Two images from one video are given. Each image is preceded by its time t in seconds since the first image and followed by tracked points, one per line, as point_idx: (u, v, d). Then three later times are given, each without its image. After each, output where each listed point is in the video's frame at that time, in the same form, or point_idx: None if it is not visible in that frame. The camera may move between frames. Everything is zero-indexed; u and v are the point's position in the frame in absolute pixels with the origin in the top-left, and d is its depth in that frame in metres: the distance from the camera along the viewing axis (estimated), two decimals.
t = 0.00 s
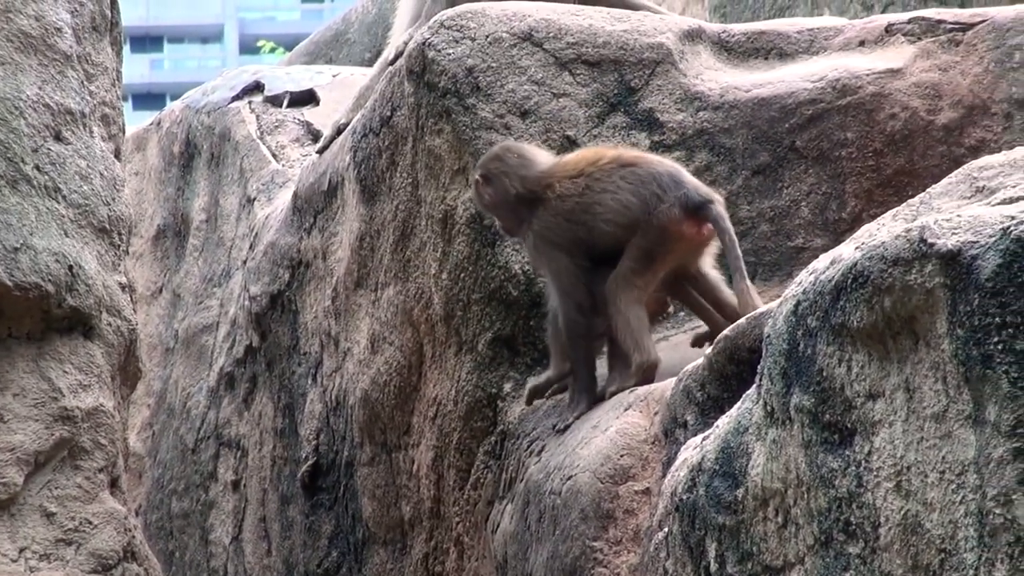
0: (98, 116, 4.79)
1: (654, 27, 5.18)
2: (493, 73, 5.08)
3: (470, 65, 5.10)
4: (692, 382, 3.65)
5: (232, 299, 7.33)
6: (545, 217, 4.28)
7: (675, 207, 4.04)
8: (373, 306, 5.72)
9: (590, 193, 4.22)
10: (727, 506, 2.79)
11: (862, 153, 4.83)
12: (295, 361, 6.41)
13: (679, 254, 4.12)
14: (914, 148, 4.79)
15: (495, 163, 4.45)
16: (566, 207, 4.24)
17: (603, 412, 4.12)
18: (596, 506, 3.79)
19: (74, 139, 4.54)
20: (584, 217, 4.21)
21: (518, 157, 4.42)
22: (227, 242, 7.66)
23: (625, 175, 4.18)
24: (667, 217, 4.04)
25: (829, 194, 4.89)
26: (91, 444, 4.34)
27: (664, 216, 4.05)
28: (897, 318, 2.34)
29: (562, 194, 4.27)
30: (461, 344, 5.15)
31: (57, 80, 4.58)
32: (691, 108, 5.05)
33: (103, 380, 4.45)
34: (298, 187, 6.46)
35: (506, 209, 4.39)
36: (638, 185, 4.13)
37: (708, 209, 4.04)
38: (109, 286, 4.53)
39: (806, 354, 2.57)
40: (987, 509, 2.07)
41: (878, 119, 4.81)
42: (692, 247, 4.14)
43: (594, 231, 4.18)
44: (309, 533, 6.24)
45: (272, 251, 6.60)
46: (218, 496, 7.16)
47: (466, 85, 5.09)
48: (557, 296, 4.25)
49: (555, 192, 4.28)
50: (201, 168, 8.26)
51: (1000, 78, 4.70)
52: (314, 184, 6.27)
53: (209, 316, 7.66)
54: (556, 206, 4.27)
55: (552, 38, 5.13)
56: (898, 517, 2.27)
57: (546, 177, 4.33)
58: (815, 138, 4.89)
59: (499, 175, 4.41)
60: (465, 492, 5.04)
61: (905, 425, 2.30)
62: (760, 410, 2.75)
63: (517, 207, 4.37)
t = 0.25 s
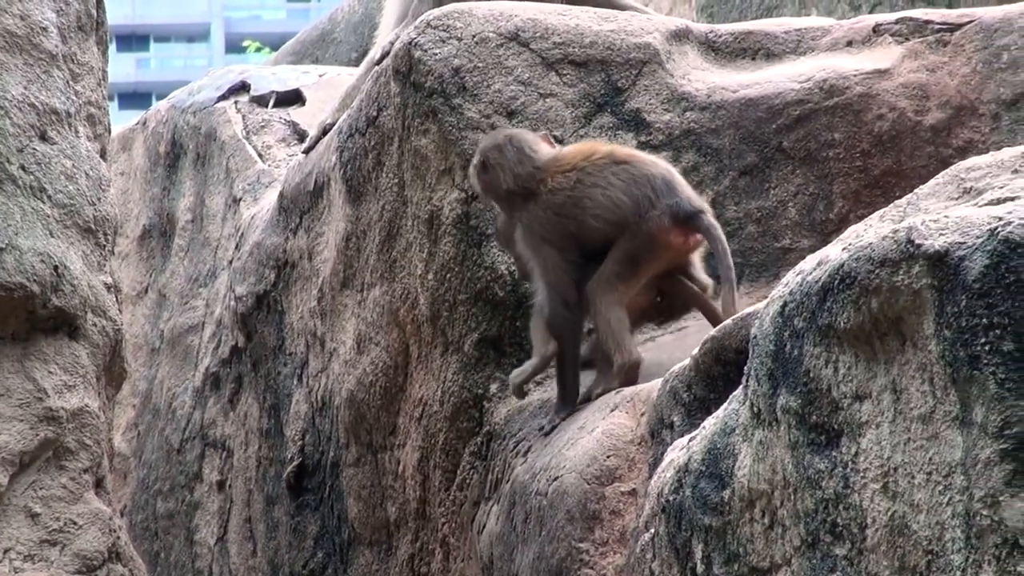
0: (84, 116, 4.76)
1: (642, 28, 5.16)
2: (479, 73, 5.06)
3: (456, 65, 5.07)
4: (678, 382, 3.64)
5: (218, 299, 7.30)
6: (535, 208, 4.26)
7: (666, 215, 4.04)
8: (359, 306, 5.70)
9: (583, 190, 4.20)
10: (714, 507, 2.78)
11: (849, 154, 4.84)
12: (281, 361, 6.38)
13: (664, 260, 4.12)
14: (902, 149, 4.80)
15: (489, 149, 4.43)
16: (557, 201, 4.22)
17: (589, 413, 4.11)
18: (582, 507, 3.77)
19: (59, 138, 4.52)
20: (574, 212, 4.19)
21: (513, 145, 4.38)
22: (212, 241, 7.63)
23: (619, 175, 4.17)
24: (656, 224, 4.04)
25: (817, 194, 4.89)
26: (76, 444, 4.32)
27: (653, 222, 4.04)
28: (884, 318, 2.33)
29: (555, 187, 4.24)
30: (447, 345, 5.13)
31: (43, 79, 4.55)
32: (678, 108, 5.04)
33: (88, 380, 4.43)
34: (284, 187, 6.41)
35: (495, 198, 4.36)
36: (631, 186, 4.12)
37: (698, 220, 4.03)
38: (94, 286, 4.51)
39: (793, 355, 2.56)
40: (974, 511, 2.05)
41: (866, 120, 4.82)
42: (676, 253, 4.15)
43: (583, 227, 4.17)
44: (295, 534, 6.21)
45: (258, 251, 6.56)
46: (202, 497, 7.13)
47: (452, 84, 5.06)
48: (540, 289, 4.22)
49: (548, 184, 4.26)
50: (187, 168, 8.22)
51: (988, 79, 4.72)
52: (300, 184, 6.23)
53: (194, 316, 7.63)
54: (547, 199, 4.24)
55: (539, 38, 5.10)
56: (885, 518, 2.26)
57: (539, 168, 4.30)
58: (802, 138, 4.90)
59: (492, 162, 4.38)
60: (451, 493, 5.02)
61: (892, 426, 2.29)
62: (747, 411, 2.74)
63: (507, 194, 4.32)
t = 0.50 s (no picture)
0: (54, 115, 4.55)
1: (634, 25, 5.00)
2: (466, 72, 4.88)
3: (442, 64, 4.88)
4: (673, 393, 3.46)
5: (194, 307, 7.08)
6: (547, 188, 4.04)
7: (656, 237, 3.84)
8: (340, 315, 5.49)
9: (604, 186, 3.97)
10: (709, 523, 2.70)
11: (850, 156, 4.67)
12: (260, 371, 6.17)
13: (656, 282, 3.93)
14: (904, 151, 4.65)
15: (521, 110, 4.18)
16: (572, 189, 3.99)
17: (580, 425, 3.92)
18: (573, 523, 3.58)
19: (29, 140, 4.36)
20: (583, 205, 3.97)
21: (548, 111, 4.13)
22: (189, 247, 7.42)
23: (629, 185, 3.95)
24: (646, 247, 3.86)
25: (816, 199, 4.71)
26: (47, 457, 4.17)
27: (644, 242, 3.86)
28: (887, 328, 2.29)
29: (570, 174, 4.01)
30: (432, 354, 4.94)
31: (13, 80, 4.42)
32: (671, 109, 4.85)
33: (59, 390, 4.26)
34: (262, 190, 6.17)
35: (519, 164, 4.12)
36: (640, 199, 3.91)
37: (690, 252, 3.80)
38: (65, 293, 4.34)
39: (791, 365, 2.50)
40: (980, 527, 2.04)
41: (867, 120, 4.66)
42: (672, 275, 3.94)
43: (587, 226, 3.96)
44: (274, 550, 6.00)
45: (235, 256, 6.32)
46: (178, 512, 6.91)
47: (438, 84, 4.87)
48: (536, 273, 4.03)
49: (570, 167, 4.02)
50: (162, 171, 8.00)
51: (994, 78, 4.60)
52: (279, 187, 6.01)
53: (170, 325, 7.41)
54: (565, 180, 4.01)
55: (528, 36, 4.92)
56: (888, 534, 2.23)
57: (570, 145, 4.06)
58: (801, 140, 4.72)
59: (520, 124, 4.14)
60: (436, 509, 4.83)
61: (894, 439, 2.26)
62: (743, 424, 2.68)
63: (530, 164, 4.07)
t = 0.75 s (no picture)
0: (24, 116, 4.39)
1: (626, 24, 4.85)
2: (453, 73, 4.73)
3: (428, 65, 4.74)
4: (666, 405, 3.31)
5: (172, 315, 6.91)
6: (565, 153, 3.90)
7: (643, 232, 3.67)
8: (323, 323, 5.33)
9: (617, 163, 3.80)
10: (703, 539, 2.58)
11: (849, 160, 4.56)
12: (240, 382, 6.00)
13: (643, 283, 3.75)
14: (905, 155, 4.53)
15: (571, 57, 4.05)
16: (588, 157, 3.84)
17: (571, 437, 3.78)
18: (563, 538, 3.43)
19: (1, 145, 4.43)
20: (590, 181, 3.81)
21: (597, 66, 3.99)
22: (167, 253, 7.25)
23: (626, 173, 3.77)
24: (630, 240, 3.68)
25: (814, 204, 4.57)
26: (19, 471, 4.26)
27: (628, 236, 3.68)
28: (887, 337, 2.18)
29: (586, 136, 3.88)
30: (418, 364, 4.79)
31: None
32: (665, 111, 4.71)
33: (32, 401, 4.35)
34: (243, 195, 5.99)
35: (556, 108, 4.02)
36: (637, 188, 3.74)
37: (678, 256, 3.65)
38: (38, 300, 4.42)
39: (788, 376, 2.38)
40: (983, 543, 1.92)
41: (867, 123, 4.55)
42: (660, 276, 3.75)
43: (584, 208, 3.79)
44: (255, 566, 5.83)
45: (214, 263, 6.13)
46: (156, 527, 6.74)
47: (424, 85, 4.72)
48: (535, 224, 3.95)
49: (599, 132, 3.88)
50: (139, 174, 7.83)
51: (998, 80, 4.48)
52: (260, 192, 5.83)
53: (147, 333, 7.24)
54: (585, 147, 3.87)
55: (517, 36, 4.78)
56: (887, 551, 2.11)
57: (612, 104, 3.92)
58: (799, 143, 4.60)
59: (568, 70, 4.02)
60: (422, 525, 4.66)
61: (895, 452, 2.14)
62: (737, 436, 2.55)
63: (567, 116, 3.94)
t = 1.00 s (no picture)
0: None
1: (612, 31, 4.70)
2: (433, 81, 4.57)
3: (407, 72, 4.58)
4: (653, 426, 3.13)
5: (141, 332, 6.71)
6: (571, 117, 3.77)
7: (624, 218, 3.54)
8: (297, 341, 5.14)
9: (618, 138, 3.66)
10: (691, 566, 2.50)
11: (843, 172, 4.45)
12: (211, 402, 5.80)
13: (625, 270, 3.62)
14: (902, 167, 4.44)
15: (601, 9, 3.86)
16: (592, 130, 3.69)
17: (554, 458, 3.62)
18: (545, 564, 3.26)
19: None
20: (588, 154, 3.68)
21: (625, 25, 3.81)
22: (135, 268, 7.05)
23: (619, 151, 3.64)
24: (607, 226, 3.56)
25: (807, 219, 4.46)
26: None
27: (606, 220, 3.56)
28: (882, 356, 2.08)
29: (597, 105, 3.72)
30: (395, 384, 4.61)
31: None
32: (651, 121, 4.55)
33: None
34: (214, 208, 5.79)
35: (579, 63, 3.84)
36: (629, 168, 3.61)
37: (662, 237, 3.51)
38: None
39: (779, 397, 2.28)
40: (980, 570, 1.84)
41: (862, 135, 4.45)
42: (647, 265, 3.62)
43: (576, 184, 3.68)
44: None
45: (185, 278, 5.93)
46: (123, 553, 6.53)
47: (402, 94, 4.56)
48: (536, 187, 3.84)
49: (611, 99, 3.71)
50: (106, 186, 7.60)
51: (998, 89, 4.44)
52: (232, 205, 5.63)
53: (115, 352, 7.03)
54: (592, 114, 3.71)
55: (499, 43, 4.63)
56: None
57: (639, 72, 3.73)
58: (791, 156, 4.48)
59: (600, 30, 3.80)
60: (399, 550, 4.47)
61: (890, 477, 2.05)
62: (727, 460, 2.45)
63: (588, 76, 3.75)
